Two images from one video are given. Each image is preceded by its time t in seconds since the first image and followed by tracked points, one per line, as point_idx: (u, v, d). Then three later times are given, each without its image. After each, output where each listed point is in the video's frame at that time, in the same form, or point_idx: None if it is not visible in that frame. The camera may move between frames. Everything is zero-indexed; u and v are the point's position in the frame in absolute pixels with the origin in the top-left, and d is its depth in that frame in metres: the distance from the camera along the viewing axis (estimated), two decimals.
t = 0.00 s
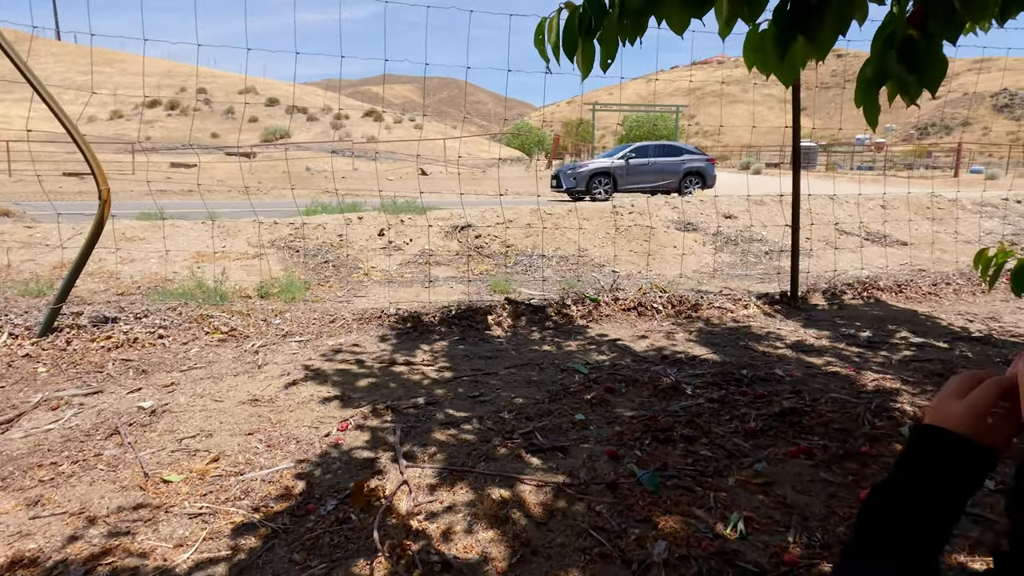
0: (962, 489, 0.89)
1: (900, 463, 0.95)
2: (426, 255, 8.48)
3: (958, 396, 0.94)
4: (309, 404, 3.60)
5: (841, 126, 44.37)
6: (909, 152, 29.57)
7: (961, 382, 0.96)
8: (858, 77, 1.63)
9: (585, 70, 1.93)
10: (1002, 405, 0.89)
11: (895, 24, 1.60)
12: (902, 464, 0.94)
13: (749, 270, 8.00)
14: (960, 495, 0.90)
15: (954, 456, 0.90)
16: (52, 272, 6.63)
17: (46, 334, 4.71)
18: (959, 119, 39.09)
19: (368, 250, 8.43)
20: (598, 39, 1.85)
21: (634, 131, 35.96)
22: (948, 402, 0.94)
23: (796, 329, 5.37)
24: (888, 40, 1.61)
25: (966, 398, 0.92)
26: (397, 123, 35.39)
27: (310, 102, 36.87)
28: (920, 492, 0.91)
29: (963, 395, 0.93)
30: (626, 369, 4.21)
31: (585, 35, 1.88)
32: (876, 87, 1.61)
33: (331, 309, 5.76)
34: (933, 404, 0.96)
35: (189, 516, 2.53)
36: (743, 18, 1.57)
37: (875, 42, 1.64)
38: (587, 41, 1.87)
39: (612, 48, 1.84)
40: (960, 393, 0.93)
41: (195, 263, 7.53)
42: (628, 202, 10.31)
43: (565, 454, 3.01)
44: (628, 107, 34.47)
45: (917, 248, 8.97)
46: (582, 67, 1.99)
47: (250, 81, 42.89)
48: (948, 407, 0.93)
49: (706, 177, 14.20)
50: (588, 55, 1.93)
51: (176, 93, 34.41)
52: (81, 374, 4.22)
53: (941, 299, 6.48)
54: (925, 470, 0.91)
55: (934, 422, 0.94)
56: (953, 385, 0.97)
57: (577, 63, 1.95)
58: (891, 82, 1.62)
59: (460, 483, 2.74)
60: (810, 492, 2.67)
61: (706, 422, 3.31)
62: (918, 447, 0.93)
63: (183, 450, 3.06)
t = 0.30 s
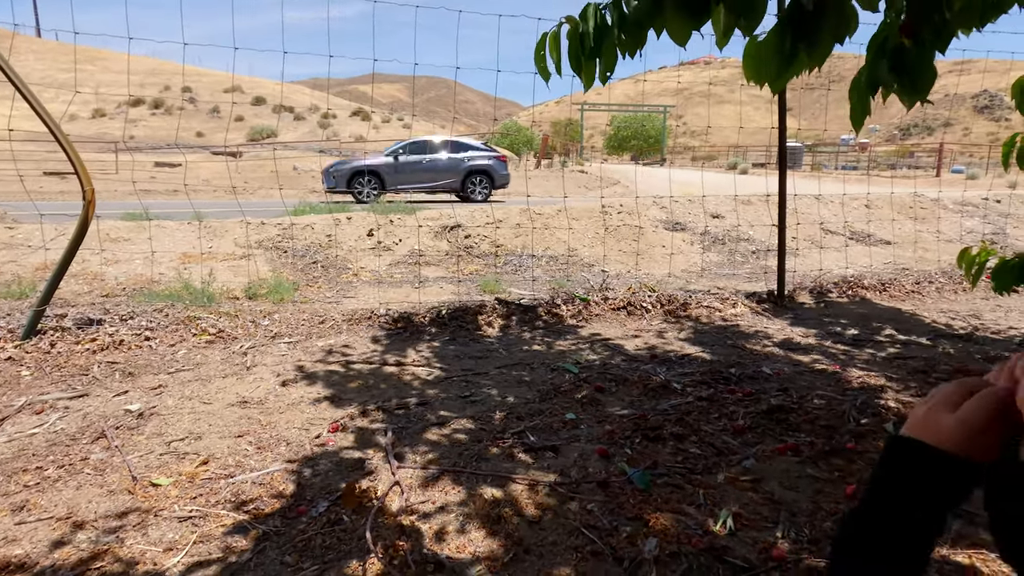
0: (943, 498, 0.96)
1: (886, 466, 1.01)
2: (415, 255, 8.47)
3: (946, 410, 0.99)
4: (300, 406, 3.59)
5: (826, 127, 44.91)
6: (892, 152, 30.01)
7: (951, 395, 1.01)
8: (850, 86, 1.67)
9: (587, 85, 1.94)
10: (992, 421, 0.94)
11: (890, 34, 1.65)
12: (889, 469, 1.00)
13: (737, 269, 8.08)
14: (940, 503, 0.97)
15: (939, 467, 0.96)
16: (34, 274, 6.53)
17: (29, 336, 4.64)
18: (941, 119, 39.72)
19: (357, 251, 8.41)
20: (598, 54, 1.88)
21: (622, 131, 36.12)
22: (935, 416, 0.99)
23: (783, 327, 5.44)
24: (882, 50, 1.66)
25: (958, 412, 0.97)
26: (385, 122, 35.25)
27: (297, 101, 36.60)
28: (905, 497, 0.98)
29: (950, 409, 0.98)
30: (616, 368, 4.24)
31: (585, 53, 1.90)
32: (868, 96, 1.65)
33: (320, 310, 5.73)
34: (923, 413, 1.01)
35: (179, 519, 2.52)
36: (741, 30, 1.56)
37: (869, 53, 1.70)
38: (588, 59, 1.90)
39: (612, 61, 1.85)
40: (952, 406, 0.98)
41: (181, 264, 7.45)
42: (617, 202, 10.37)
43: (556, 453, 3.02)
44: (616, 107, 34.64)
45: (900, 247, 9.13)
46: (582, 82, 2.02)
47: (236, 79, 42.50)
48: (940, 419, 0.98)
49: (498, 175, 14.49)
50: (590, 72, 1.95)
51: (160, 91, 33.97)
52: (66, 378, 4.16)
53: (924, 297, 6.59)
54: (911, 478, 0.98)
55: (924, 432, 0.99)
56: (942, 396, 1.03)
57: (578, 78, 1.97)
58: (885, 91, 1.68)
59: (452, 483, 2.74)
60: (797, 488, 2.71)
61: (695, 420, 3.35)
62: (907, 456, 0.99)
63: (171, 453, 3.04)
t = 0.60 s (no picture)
0: (900, 485, 0.92)
1: (845, 460, 0.94)
2: (400, 257, 8.44)
3: (918, 396, 0.93)
4: (285, 410, 3.56)
5: (804, 128, 45.69)
6: (868, 154, 30.67)
7: (919, 380, 0.95)
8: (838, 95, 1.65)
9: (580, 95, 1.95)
10: (963, 414, 0.91)
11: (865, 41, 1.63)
12: (854, 458, 0.93)
13: (719, 269, 8.19)
14: (897, 490, 0.92)
15: (904, 457, 0.91)
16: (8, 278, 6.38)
17: (3, 342, 4.53)
18: (915, 122, 40.67)
19: (341, 252, 8.36)
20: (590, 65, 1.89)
21: (606, 132, 36.37)
22: (909, 400, 0.93)
23: (764, 326, 5.53)
24: (861, 56, 1.63)
25: (930, 400, 0.92)
26: (368, 122, 35.04)
27: (278, 102, 36.21)
28: (866, 486, 0.92)
29: (923, 395, 0.93)
30: (601, 369, 4.27)
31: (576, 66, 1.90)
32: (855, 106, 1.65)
33: (304, 312, 5.69)
34: (892, 398, 0.94)
35: (163, 526, 2.49)
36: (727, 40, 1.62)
37: (848, 59, 1.65)
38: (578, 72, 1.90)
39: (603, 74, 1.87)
40: (921, 394, 0.93)
41: (161, 267, 7.34)
42: (601, 203, 10.45)
43: (543, 453, 3.05)
44: (599, 109, 34.87)
45: (876, 247, 9.35)
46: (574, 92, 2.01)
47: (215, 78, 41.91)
48: (912, 407, 0.92)
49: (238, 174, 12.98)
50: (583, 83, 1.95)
51: (137, 90, 33.33)
52: (42, 384, 4.08)
53: (899, 296, 6.76)
54: (872, 470, 0.92)
55: (891, 419, 0.93)
56: (908, 380, 0.97)
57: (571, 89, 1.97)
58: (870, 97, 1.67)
59: (440, 485, 2.75)
60: (779, 485, 2.77)
61: (679, 419, 3.40)
62: (875, 446, 0.92)
63: (154, 459, 3.00)
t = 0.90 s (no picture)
0: (872, 486, 0.94)
1: (821, 462, 0.96)
2: (377, 258, 8.38)
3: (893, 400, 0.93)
4: (258, 414, 3.52)
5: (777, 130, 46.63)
6: (838, 155, 31.44)
7: (899, 385, 0.95)
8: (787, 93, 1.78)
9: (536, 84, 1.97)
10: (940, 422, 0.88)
11: (818, 46, 1.77)
12: (825, 457, 0.95)
13: (694, 269, 8.32)
14: (868, 491, 0.95)
15: (871, 457, 0.93)
16: None
17: None
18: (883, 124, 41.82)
19: (317, 254, 8.26)
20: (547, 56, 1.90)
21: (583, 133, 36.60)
22: (880, 403, 0.94)
23: (737, 324, 5.64)
24: (812, 59, 1.78)
25: (904, 405, 0.91)
26: (345, 123, 34.68)
27: (252, 101, 35.61)
28: (836, 485, 0.95)
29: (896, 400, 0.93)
30: (577, 368, 4.31)
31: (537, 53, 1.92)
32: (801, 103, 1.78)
33: (279, 315, 5.61)
34: (866, 398, 0.96)
35: (132, 534, 2.45)
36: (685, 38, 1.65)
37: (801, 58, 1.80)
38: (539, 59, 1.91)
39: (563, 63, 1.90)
40: (896, 397, 0.93)
41: (130, 270, 7.17)
42: (578, 204, 10.52)
43: (520, 453, 3.07)
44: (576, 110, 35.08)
45: (845, 246, 9.60)
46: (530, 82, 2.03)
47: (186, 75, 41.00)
48: (882, 410, 0.93)
49: None
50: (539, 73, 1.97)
51: (105, 89, 32.44)
52: (4, 391, 3.95)
53: (866, 294, 6.95)
54: (847, 474, 0.94)
55: (863, 421, 0.95)
56: (889, 382, 0.97)
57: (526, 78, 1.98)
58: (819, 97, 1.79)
59: (416, 486, 2.75)
60: (749, 479, 2.83)
61: (654, 417, 3.45)
62: (844, 449, 0.94)
63: (122, 466, 2.94)
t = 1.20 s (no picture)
0: (801, 485, 1.00)
1: (756, 460, 1.01)
2: (348, 258, 8.29)
3: (815, 403, 0.99)
4: (219, 417, 3.45)
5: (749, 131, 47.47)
6: (808, 155, 32.15)
7: (823, 385, 1.01)
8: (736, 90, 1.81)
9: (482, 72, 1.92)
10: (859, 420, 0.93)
11: (765, 45, 1.78)
12: (758, 456, 1.01)
13: (665, 267, 8.43)
14: (797, 489, 1.00)
15: (799, 456, 0.99)
16: None
17: None
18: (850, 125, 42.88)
19: (286, 254, 8.13)
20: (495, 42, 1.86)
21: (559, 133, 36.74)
22: (807, 406, 0.99)
23: (704, 322, 5.73)
24: (760, 57, 1.78)
25: (826, 406, 0.97)
26: (319, 121, 34.21)
27: (223, 98, 34.88)
28: (768, 484, 1.00)
29: (818, 402, 0.99)
30: (546, 367, 4.33)
31: (483, 39, 1.88)
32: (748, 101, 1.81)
33: (245, 316, 5.50)
34: (793, 399, 1.02)
35: (80, 544, 2.39)
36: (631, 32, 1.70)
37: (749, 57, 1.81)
38: (485, 45, 1.88)
39: (511, 53, 1.89)
40: (819, 398, 0.99)
41: (89, 271, 6.96)
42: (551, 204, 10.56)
43: (484, 452, 3.07)
44: (552, 109, 35.21)
45: (811, 244, 9.82)
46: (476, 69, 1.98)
47: (153, 70, 39.93)
48: (806, 411, 0.99)
49: None
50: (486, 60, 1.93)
51: (67, 84, 31.39)
52: None
53: (830, 290, 7.12)
54: (778, 471, 1.00)
55: (791, 422, 1.00)
56: (815, 382, 1.03)
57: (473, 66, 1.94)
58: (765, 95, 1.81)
59: (378, 488, 2.73)
60: (709, 474, 2.88)
61: (618, 414, 3.48)
62: (775, 449, 1.00)
63: (73, 474, 2.87)
